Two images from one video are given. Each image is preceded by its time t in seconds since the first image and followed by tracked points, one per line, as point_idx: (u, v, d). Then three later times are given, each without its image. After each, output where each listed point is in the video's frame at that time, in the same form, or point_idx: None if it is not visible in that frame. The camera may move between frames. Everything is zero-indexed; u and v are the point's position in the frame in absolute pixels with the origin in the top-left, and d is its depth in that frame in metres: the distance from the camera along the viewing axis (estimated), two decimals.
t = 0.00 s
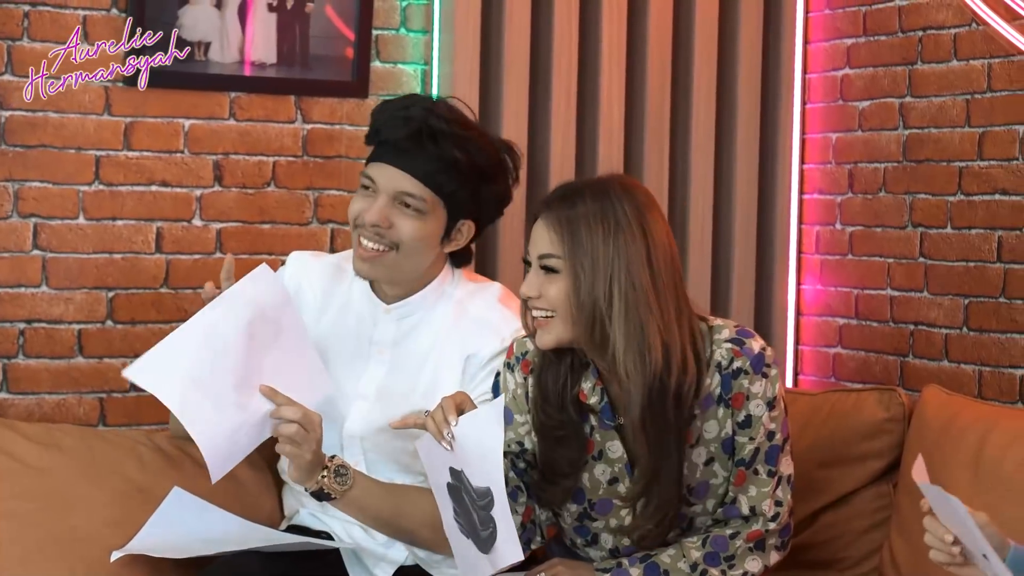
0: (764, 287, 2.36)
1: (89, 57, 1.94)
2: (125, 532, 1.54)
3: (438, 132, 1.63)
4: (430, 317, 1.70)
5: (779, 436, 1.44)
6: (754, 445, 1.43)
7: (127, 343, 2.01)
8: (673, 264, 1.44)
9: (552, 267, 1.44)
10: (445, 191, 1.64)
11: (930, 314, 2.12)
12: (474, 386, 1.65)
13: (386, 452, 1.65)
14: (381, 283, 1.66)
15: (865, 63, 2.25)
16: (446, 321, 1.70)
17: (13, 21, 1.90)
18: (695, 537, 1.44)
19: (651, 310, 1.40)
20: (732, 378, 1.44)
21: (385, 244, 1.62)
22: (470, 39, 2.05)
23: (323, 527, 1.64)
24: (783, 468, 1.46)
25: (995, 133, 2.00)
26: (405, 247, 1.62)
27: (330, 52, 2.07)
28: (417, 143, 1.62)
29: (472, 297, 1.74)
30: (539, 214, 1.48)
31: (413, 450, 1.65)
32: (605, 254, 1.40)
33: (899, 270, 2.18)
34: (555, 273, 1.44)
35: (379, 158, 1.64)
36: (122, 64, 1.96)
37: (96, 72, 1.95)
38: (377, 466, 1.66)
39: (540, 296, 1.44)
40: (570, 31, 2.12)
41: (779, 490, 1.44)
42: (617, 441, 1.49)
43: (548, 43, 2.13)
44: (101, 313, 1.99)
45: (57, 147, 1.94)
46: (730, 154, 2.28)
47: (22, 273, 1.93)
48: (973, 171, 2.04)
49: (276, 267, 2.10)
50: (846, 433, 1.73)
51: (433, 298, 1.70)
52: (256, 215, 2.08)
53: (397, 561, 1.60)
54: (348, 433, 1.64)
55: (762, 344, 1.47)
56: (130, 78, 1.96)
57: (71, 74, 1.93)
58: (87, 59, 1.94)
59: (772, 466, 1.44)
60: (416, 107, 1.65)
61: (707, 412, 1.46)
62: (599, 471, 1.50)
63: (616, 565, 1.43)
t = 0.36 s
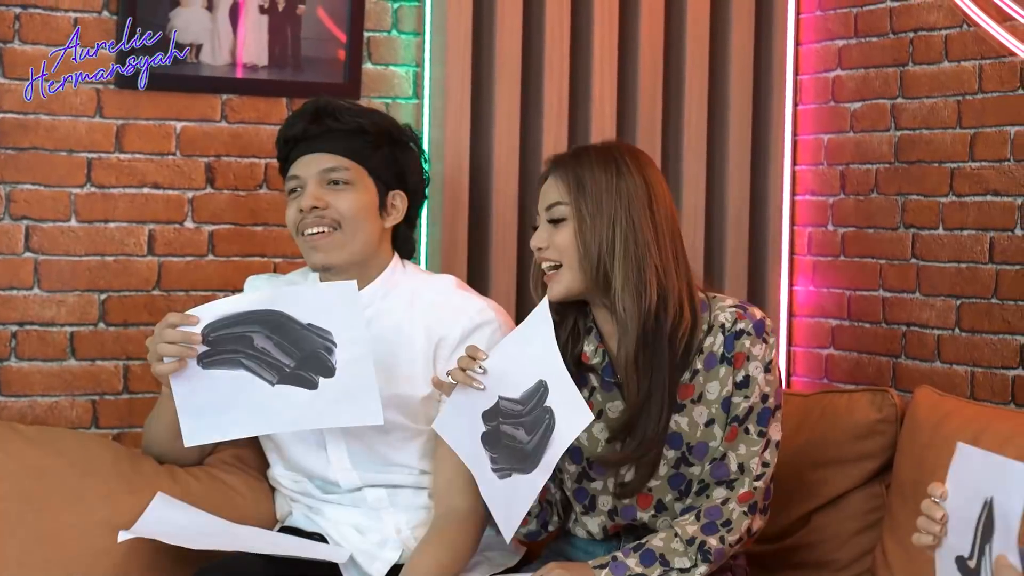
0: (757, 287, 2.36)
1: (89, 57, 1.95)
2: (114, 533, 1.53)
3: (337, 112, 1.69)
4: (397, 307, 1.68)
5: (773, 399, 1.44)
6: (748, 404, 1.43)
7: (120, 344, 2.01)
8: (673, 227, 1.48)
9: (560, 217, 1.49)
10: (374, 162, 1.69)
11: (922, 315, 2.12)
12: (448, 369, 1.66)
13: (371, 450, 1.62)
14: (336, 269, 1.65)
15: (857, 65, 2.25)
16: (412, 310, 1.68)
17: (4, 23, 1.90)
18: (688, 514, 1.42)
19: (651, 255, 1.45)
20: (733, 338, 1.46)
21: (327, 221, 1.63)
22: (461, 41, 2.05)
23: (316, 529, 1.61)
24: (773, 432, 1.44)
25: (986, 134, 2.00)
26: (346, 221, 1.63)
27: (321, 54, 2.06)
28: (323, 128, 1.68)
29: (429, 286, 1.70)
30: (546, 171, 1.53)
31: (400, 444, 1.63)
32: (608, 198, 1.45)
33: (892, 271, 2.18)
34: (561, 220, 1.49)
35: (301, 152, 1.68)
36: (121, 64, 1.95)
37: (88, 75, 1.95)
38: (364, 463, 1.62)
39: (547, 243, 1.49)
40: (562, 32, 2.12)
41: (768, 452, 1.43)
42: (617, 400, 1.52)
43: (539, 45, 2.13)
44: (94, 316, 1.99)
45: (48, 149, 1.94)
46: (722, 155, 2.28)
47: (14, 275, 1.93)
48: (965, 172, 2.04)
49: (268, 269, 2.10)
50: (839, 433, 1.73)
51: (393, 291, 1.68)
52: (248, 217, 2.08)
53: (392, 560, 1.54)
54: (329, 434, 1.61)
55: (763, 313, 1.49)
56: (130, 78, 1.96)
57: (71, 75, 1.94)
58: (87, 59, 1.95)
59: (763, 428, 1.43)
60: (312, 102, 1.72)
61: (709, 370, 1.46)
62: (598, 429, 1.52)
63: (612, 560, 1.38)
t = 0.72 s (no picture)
0: (755, 287, 2.36)
1: (88, 57, 1.95)
2: (112, 533, 1.53)
3: (318, 118, 1.67)
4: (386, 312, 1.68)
5: (758, 403, 1.43)
6: (732, 409, 1.42)
7: (119, 345, 2.01)
8: (653, 228, 1.48)
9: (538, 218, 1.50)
10: (358, 166, 1.67)
11: (921, 315, 2.12)
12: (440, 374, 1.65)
13: (365, 453, 1.62)
14: (326, 276, 1.65)
15: (855, 65, 2.25)
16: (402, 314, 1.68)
17: (2, 23, 1.90)
18: (677, 525, 1.41)
19: (626, 260, 1.45)
20: (715, 342, 1.45)
21: (314, 232, 1.62)
22: (460, 41, 2.05)
23: (313, 529, 1.61)
24: (759, 435, 1.43)
25: (985, 134, 2.00)
26: (334, 229, 1.63)
27: (320, 55, 2.06)
28: (307, 136, 1.65)
29: (418, 287, 1.70)
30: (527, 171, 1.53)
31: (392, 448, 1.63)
32: (586, 201, 1.45)
33: (890, 271, 2.18)
34: (540, 223, 1.49)
35: (285, 160, 1.67)
36: (121, 64, 1.95)
37: (87, 75, 1.95)
38: (357, 466, 1.62)
39: (525, 245, 1.49)
40: (560, 33, 2.12)
41: (755, 455, 1.42)
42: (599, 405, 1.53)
43: (538, 44, 2.13)
44: (92, 316, 1.99)
45: (46, 150, 1.94)
46: (720, 155, 2.28)
47: (12, 276, 1.93)
48: (964, 172, 2.04)
49: (267, 269, 2.10)
50: (838, 433, 1.73)
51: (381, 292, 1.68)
52: (247, 217, 2.08)
53: (388, 561, 1.53)
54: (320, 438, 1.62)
55: (746, 314, 1.47)
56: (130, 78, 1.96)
57: (71, 75, 1.94)
58: (87, 59, 1.95)
59: (748, 432, 1.42)
60: (293, 108, 1.69)
61: (693, 376, 1.46)
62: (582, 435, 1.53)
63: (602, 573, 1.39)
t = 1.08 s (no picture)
0: (755, 286, 2.36)
1: (89, 57, 1.95)
2: (111, 532, 1.53)
3: (291, 128, 1.63)
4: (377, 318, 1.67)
5: (760, 409, 1.42)
6: (735, 416, 1.42)
7: (119, 344, 2.01)
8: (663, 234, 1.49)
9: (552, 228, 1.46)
10: (335, 173, 1.64)
11: (921, 314, 2.12)
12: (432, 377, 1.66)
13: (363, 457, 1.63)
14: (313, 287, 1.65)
15: (855, 64, 2.25)
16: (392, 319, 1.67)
17: (2, 23, 1.90)
18: (679, 528, 1.41)
19: (646, 267, 1.44)
20: (717, 349, 1.45)
21: (296, 244, 1.61)
22: (459, 40, 2.05)
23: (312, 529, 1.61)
24: (762, 441, 1.43)
25: (985, 133, 2.00)
26: (316, 240, 1.61)
27: (320, 54, 2.06)
28: (279, 147, 1.63)
29: (410, 290, 1.70)
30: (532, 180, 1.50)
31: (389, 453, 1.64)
32: (604, 209, 1.43)
33: (890, 270, 2.18)
34: (555, 233, 1.45)
35: (261, 173, 1.64)
36: (121, 64, 1.95)
37: (87, 75, 1.95)
38: (353, 469, 1.62)
39: (541, 257, 1.45)
40: (559, 32, 2.12)
41: (758, 462, 1.42)
42: (603, 414, 1.51)
43: (537, 43, 2.13)
44: (92, 315, 1.99)
45: (46, 149, 1.94)
46: (720, 154, 2.28)
47: (12, 276, 1.93)
48: (963, 171, 2.04)
49: (267, 268, 2.10)
50: (838, 432, 1.73)
51: (375, 296, 1.68)
52: (246, 216, 2.08)
53: (387, 562, 1.54)
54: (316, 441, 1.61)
55: (746, 320, 1.48)
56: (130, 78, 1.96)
57: (71, 75, 1.94)
58: (87, 59, 1.95)
59: (752, 438, 1.42)
60: (264, 119, 1.66)
61: (695, 384, 1.45)
62: (585, 444, 1.52)
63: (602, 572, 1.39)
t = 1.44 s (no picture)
0: (756, 284, 2.35)
1: (89, 57, 1.95)
2: (112, 529, 1.53)
3: (301, 135, 1.62)
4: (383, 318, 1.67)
5: (770, 410, 1.44)
6: (746, 417, 1.43)
7: (119, 342, 2.00)
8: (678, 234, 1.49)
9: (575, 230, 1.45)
10: (345, 182, 1.64)
11: (922, 313, 2.12)
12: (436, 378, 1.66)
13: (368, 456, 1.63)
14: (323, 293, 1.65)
15: (856, 62, 2.25)
16: (399, 319, 1.67)
17: (3, 20, 1.90)
18: (685, 524, 1.42)
19: (667, 268, 1.44)
20: (729, 350, 1.46)
21: (307, 253, 1.61)
22: (460, 38, 2.05)
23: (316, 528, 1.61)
24: (770, 443, 1.45)
25: (986, 132, 1.99)
26: (327, 249, 1.61)
27: (321, 52, 2.06)
28: (289, 155, 1.61)
29: (413, 290, 1.69)
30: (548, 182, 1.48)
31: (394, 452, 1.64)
32: (625, 210, 1.43)
33: (892, 269, 2.18)
34: (577, 235, 1.45)
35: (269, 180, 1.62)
36: (121, 64, 1.95)
37: (88, 72, 1.95)
38: (357, 469, 1.63)
39: (564, 260, 1.44)
40: (561, 30, 2.12)
41: (766, 462, 1.44)
42: (614, 411, 1.49)
43: (538, 41, 2.13)
44: (93, 313, 1.99)
45: (48, 147, 1.94)
46: (721, 152, 2.28)
47: (14, 273, 1.93)
48: (965, 169, 2.03)
49: (268, 266, 2.11)
50: (838, 430, 1.73)
51: (377, 298, 1.67)
52: (247, 214, 2.08)
53: (392, 560, 1.54)
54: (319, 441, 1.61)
55: (758, 322, 1.49)
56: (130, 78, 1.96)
57: (72, 73, 1.94)
58: (88, 59, 1.95)
59: (761, 439, 1.44)
60: (272, 124, 1.64)
61: (707, 384, 1.46)
62: (595, 441, 1.50)
63: (609, 564, 1.39)
